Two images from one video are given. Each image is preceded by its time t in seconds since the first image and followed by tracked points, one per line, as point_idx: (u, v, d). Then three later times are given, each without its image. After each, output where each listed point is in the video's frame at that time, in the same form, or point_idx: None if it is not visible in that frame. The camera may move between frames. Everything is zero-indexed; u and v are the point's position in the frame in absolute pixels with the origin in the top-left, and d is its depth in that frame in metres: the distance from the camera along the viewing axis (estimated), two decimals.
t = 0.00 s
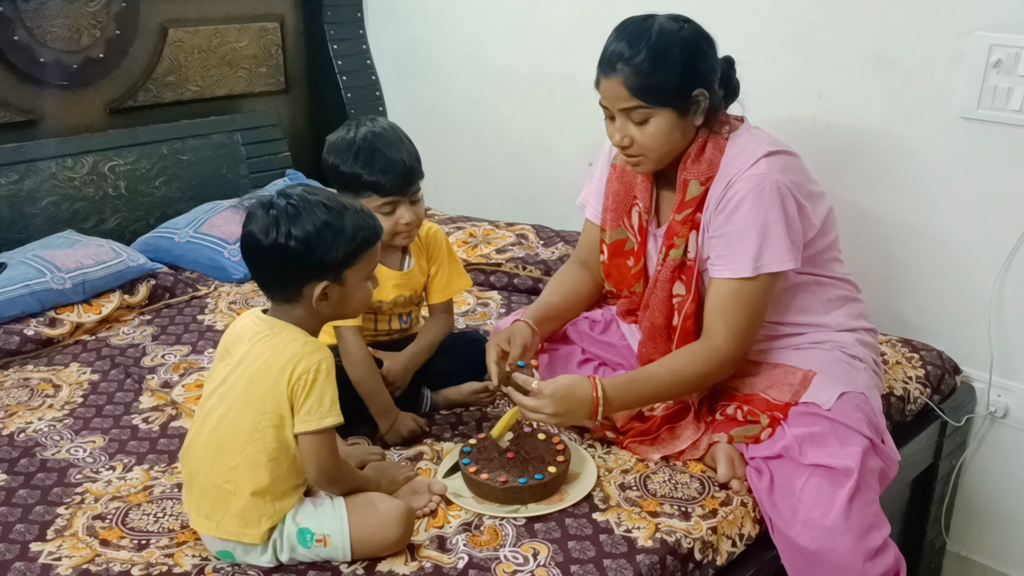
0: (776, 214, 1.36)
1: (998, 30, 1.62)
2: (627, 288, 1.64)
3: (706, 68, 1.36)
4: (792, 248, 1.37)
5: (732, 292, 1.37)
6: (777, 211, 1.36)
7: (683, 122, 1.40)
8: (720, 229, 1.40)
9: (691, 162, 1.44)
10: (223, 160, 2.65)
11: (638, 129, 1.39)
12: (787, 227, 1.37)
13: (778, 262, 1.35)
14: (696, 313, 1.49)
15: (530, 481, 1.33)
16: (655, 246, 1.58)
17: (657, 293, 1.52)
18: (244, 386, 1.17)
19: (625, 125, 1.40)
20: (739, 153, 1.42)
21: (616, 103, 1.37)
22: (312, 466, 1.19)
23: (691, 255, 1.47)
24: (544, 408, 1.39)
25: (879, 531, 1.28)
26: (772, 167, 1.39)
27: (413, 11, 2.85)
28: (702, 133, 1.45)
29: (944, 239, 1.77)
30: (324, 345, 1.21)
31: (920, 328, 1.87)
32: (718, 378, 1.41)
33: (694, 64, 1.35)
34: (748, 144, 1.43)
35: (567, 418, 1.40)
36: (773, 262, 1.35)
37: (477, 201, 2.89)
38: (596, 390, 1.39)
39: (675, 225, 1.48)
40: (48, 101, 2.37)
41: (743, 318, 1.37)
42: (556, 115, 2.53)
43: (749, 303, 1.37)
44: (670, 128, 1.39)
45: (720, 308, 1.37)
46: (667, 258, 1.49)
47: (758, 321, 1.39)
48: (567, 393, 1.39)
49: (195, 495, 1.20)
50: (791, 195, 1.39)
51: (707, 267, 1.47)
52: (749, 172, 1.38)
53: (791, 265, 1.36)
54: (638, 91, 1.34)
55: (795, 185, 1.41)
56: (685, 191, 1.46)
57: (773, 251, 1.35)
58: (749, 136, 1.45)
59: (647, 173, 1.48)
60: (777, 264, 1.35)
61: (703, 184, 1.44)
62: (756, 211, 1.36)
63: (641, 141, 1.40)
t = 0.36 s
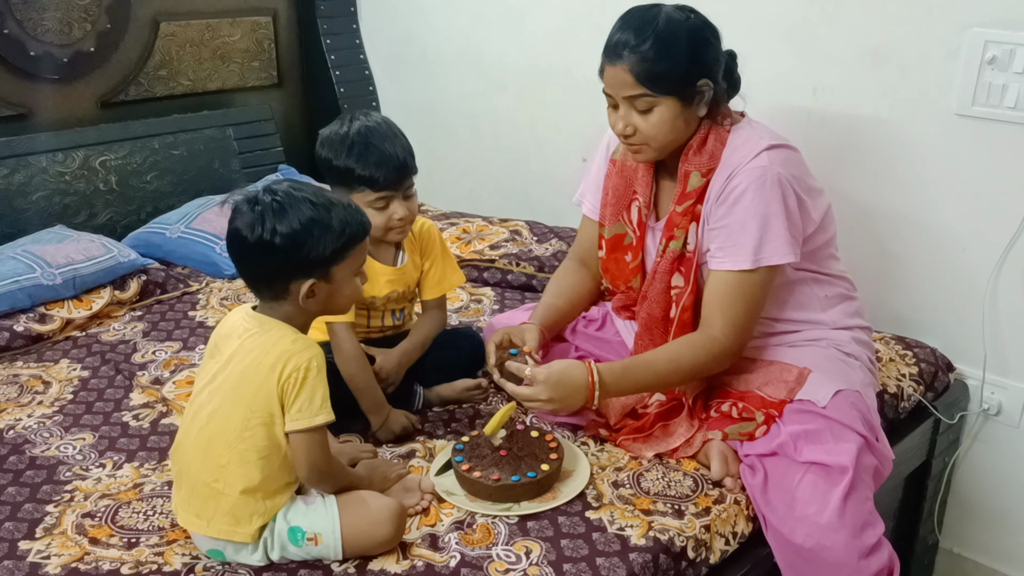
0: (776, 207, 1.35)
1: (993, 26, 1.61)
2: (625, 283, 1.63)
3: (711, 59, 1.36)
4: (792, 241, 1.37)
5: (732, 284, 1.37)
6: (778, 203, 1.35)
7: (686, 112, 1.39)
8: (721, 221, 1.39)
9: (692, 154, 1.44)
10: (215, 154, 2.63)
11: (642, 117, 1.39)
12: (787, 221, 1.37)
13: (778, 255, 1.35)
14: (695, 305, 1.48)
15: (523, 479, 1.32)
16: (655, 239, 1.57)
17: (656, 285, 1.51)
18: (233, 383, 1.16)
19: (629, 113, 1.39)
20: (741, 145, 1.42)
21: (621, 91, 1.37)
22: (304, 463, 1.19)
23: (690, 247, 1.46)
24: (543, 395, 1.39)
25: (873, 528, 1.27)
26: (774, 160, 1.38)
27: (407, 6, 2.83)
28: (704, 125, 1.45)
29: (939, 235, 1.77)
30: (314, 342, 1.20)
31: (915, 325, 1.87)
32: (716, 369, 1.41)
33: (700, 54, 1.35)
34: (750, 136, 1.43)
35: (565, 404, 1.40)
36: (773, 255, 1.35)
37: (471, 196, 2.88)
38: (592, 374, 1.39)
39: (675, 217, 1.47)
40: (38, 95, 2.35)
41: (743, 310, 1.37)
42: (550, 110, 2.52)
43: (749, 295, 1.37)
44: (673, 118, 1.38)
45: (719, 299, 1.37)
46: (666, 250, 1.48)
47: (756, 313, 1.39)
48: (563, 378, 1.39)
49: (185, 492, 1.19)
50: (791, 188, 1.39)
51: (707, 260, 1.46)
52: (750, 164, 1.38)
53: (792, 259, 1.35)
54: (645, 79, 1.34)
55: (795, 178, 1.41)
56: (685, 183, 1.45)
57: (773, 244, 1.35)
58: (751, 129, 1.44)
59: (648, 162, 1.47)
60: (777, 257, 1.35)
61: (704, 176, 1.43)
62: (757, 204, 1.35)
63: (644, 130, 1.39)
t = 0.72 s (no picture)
0: (774, 200, 1.36)
1: (986, 25, 1.61)
2: (621, 279, 1.62)
3: (722, 52, 1.36)
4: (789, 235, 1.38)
5: (727, 273, 1.37)
6: (775, 197, 1.36)
7: (694, 103, 1.39)
8: (718, 212, 1.39)
9: (694, 144, 1.44)
10: (206, 152, 2.61)
11: (650, 105, 1.38)
12: (785, 214, 1.38)
13: (773, 247, 1.36)
14: (690, 294, 1.48)
15: (516, 478, 1.32)
16: (653, 233, 1.56)
17: (652, 273, 1.51)
18: (223, 383, 1.15)
19: (638, 100, 1.39)
20: (741, 138, 1.42)
21: (632, 77, 1.36)
22: (294, 463, 1.18)
23: (687, 235, 1.46)
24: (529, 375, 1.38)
25: (868, 526, 1.27)
26: (773, 153, 1.39)
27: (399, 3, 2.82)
28: (709, 116, 1.44)
29: (932, 233, 1.77)
30: (306, 342, 1.19)
31: (908, 323, 1.87)
32: (706, 360, 1.41)
33: (712, 45, 1.35)
34: (750, 129, 1.43)
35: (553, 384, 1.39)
36: (768, 247, 1.36)
37: (463, 194, 2.88)
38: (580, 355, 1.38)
39: (673, 205, 1.47)
40: (27, 91, 2.33)
41: (734, 301, 1.37)
42: (543, 107, 2.51)
43: (741, 288, 1.37)
44: (681, 107, 1.38)
45: (710, 286, 1.38)
46: (663, 238, 1.48)
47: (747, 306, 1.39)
48: (552, 362, 1.37)
49: (174, 492, 1.18)
50: (791, 182, 1.39)
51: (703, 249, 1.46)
52: (750, 156, 1.38)
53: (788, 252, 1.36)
54: (658, 66, 1.33)
55: (795, 173, 1.41)
56: (684, 171, 1.45)
57: (770, 238, 1.36)
58: (752, 123, 1.44)
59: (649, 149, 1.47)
60: (774, 249, 1.36)
61: (704, 165, 1.43)
62: (755, 196, 1.36)
63: (651, 117, 1.39)
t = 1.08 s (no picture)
0: (782, 198, 1.36)
1: (983, 25, 1.61)
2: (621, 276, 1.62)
3: (743, 52, 1.37)
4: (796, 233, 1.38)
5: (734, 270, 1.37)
6: (782, 194, 1.36)
7: (710, 100, 1.40)
8: (725, 209, 1.39)
9: (703, 138, 1.43)
10: (201, 151, 2.60)
11: (666, 99, 1.39)
12: (793, 212, 1.38)
13: (781, 245, 1.36)
14: (694, 288, 1.48)
15: (511, 478, 1.31)
16: (655, 231, 1.56)
17: (655, 265, 1.50)
18: (219, 382, 1.15)
19: (655, 92, 1.38)
20: (749, 136, 1.42)
21: (652, 67, 1.36)
22: (289, 464, 1.17)
23: (693, 229, 1.45)
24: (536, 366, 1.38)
25: (864, 526, 1.27)
26: (781, 152, 1.39)
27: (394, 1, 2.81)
28: (721, 114, 1.44)
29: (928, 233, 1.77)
30: (302, 341, 1.19)
31: (904, 323, 1.87)
32: (704, 355, 1.41)
33: (735, 45, 1.36)
34: (758, 128, 1.43)
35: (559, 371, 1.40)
36: (776, 244, 1.36)
37: (459, 193, 2.87)
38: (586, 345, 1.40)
39: (679, 198, 1.46)
40: (20, 89, 2.32)
41: (735, 298, 1.37)
42: (539, 107, 2.51)
43: (743, 286, 1.37)
44: (697, 104, 1.38)
45: (715, 282, 1.38)
46: (668, 231, 1.47)
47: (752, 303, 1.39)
48: (563, 358, 1.38)
49: (168, 492, 1.17)
50: (799, 180, 1.39)
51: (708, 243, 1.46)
52: (759, 153, 1.38)
53: (797, 250, 1.36)
54: (680, 60, 1.33)
55: (802, 172, 1.41)
56: (692, 165, 1.44)
57: (778, 235, 1.36)
58: (760, 122, 1.45)
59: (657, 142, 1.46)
60: (782, 247, 1.36)
61: (714, 160, 1.43)
62: (764, 194, 1.36)
63: (665, 111, 1.39)
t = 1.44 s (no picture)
0: (790, 203, 1.36)
1: (980, 27, 1.61)
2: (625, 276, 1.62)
3: (745, 60, 1.37)
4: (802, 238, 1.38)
5: (738, 273, 1.37)
6: (790, 198, 1.36)
7: (704, 104, 1.40)
8: (732, 211, 1.39)
9: (710, 141, 1.43)
10: (198, 152, 2.60)
11: (659, 94, 1.40)
12: (800, 216, 1.38)
13: (786, 250, 1.36)
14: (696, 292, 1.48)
15: (508, 480, 1.31)
16: (660, 231, 1.56)
17: (658, 267, 1.50)
18: (215, 383, 1.14)
19: (648, 85, 1.40)
20: (758, 139, 1.42)
21: (647, 62, 1.37)
22: (287, 466, 1.17)
23: (698, 232, 1.45)
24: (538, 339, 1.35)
25: (862, 528, 1.27)
26: (791, 156, 1.39)
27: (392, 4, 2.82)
28: (722, 119, 1.45)
29: (925, 235, 1.77)
30: (300, 342, 1.19)
31: (902, 325, 1.87)
32: (704, 354, 1.42)
33: (736, 51, 1.35)
34: (767, 132, 1.43)
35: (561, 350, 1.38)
36: (782, 248, 1.36)
37: (457, 195, 2.87)
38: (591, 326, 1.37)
39: (685, 200, 1.46)
40: (18, 91, 2.32)
41: (739, 301, 1.38)
42: (537, 109, 2.51)
43: (747, 288, 1.38)
44: (689, 104, 1.39)
45: (719, 282, 1.38)
46: (673, 233, 1.48)
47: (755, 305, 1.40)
48: (562, 338, 1.36)
49: (165, 493, 1.17)
50: (808, 187, 1.39)
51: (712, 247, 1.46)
52: (768, 157, 1.38)
53: (802, 255, 1.36)
54: (672, 58, 1.34)
55: (812, 176, 1.41)
56: (700, 168, 1.44)
57: (783, 240, 1.36)
58: (770, 126, 1.44)
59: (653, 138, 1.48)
60: (786, 251, 1.36)
61: (721, 164, 1.43)
62: (772, 198, 1.36)
63: (656, 107, 1.40)
